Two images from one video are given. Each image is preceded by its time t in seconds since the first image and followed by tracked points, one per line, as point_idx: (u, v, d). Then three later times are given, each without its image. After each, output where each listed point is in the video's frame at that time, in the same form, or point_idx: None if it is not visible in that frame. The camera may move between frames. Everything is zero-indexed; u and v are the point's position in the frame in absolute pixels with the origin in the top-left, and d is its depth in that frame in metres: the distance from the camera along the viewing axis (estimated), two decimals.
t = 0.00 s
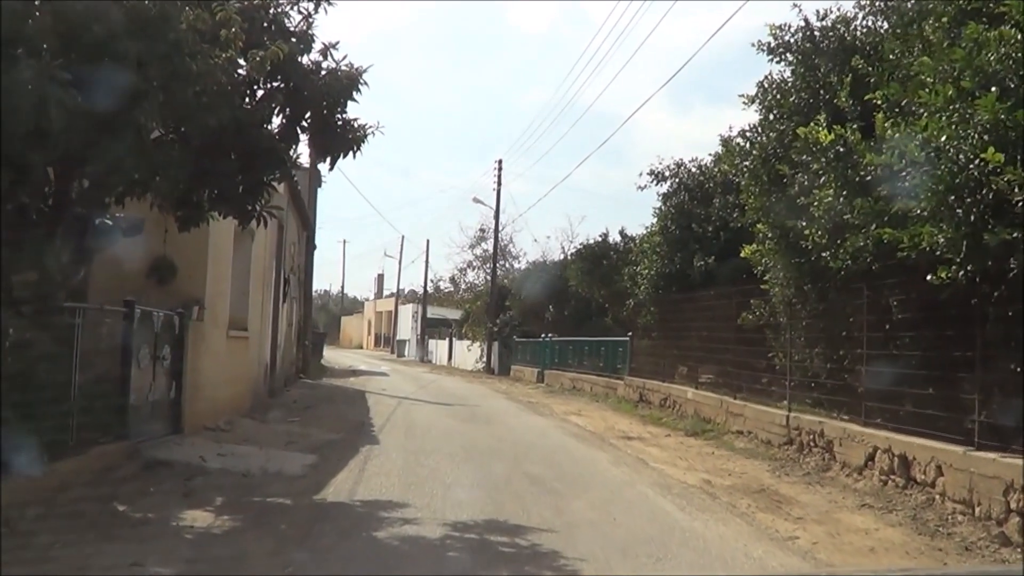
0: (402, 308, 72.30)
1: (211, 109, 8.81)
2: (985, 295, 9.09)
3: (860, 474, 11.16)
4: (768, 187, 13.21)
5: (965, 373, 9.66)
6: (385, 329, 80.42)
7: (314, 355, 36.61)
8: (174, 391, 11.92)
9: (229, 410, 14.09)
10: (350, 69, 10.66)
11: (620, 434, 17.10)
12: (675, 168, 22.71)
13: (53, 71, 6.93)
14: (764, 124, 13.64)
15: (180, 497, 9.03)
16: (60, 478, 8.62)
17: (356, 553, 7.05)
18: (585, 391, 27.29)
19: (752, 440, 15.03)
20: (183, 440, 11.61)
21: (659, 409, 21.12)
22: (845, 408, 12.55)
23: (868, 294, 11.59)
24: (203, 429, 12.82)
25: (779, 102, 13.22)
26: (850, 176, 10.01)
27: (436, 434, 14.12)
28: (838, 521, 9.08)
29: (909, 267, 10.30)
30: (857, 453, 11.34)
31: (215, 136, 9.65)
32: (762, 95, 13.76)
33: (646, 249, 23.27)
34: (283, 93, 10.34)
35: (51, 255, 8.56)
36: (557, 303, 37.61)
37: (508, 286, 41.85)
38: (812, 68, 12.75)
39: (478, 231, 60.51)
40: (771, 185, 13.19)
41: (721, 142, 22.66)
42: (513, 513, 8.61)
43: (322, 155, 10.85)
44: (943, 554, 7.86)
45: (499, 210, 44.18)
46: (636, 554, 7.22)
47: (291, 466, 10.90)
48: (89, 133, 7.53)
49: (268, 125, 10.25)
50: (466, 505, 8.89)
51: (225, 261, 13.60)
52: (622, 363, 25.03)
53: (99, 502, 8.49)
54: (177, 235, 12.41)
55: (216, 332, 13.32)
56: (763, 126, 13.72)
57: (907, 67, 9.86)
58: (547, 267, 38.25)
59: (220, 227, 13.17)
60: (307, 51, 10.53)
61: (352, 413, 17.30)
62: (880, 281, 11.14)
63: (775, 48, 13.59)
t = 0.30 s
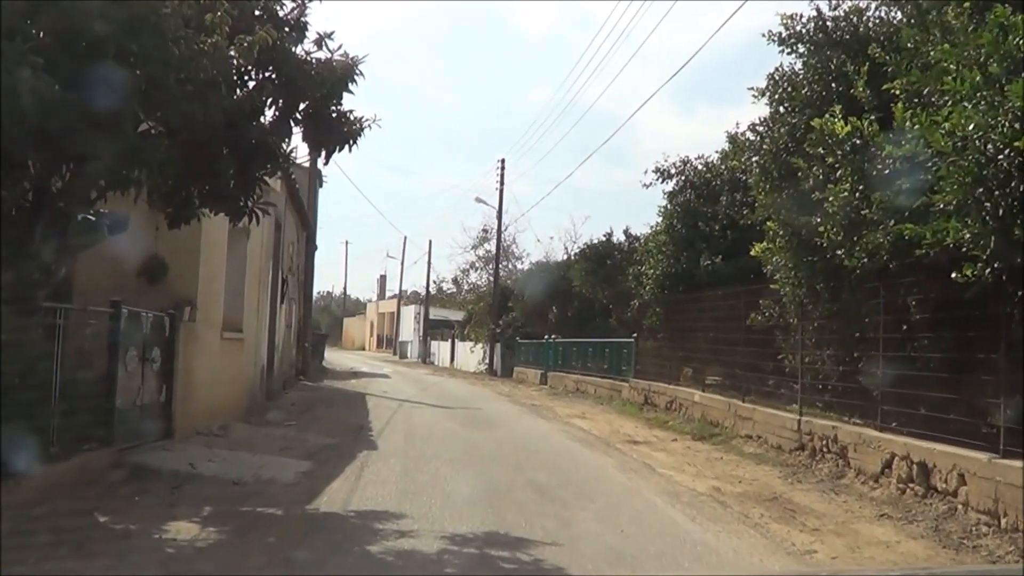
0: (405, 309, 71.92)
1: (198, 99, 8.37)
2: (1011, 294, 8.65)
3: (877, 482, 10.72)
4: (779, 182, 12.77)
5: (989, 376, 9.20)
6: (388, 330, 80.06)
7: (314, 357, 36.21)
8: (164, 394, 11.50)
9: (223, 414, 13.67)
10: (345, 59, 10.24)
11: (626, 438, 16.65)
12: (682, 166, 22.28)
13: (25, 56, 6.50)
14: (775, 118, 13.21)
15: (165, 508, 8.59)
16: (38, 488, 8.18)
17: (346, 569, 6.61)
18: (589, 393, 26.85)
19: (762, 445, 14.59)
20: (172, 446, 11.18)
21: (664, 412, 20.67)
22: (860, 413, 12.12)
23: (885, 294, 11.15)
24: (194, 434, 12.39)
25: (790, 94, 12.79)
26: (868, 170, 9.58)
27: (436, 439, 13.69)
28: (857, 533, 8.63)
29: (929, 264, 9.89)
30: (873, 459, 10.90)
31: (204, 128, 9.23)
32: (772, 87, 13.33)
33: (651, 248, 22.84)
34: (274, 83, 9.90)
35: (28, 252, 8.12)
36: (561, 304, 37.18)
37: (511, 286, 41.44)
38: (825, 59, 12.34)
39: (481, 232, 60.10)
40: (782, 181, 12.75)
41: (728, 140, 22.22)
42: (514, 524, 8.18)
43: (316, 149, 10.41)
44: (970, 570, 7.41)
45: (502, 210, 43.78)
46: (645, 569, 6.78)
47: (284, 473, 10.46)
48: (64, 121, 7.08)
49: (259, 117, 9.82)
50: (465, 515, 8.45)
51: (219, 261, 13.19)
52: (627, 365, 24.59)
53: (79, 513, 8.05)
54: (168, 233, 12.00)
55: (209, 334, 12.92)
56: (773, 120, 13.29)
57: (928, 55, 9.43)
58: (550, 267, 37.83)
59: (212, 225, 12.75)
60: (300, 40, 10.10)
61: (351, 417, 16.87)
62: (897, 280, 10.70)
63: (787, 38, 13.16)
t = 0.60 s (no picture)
0: (407, 310, 71.59)
1: (185, 89, 7.99)
2: None
3: (894, 489, 10.36)
4: (790, 178, 12.39)
5: (1013, 379, 8.81)
6: (390, 332, 79.73)
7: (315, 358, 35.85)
8: (155, 398, 11.13)
9: (218, 418, 13.30)
10: (341, 50, 9.85)
11: (631, 442, 16.26)
12: (687, 164, 21.91)
13: None
14: (785, 112, 12.82)
15: (151, 517, 8.20)
16: (18, 497, 7.79)
17: None
18: (593, 395, 26.44)
19: (772, 450, 14.18)
20: (163, 452, 10.79)
21: (670, 414, 20.28)
22: (875, 417, 11.73)
23: (902, 293, 10.77)
24: (187, 439, 12.00)
25: (802, 88, 12.41)
26: (888, 163, 9.20)
27: (437, 444, 13.30)
28: (876, 544, 8.25)
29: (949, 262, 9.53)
30: (890, 465, 10.54)
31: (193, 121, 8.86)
32: (783, 80, 12.95)
33: (657, 248, 22.50)
34: (267, 75, 9.53)
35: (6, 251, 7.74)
36: (564, 305, 36.77)
37: (514, 287, 41.07)
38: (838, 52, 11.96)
39: (484, 232, 59.71)
40: (793, 177, 12.37)
41: (735, 137, 21.82)
42: (517, 535, 7.79)
43: (312, 144, 10.03)
44: None
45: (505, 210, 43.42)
46: None
47: (278, 479, 10.08)
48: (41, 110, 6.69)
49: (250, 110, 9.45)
50: (465, 525, 8.07)
51: (213, 261, 12.80)
52: (632, 367, 24.19)
53: (60, 522, 7.67)
54: (160, 233, 11.63)
55: (203, 336, 12.54)
56: (782, 114, 12.90)
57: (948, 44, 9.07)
58: (553, 268, 37.45)
59: (206, 224, 12.37)
60: (294, 30, 9.72)
61: (350, 420, 16.48)
62: (917, 279, 10.32)
63: (798, 30, 12.77)
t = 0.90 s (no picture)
0: (410, 311, 71.16)
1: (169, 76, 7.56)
2: None
3: (915, 497, 9.91)
4: (804, 173, 11.94)
5: None
6: (393, 333, 79.29)
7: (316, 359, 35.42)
8: (144, 401, 10.68)
9: (212, 421, 12.87)
10: (336, 37, 9.42)
11: (638, 447, 15.80)
12: (694, 162, 21.45)
13: None
14: (798, 104, 12.38)
15: (134, 529, 7.77)
16: None
17: None
18: (598, 397, 25.98)
19: (785, 455, 13.73)
20: (152, 458, 10.36)
21: (677, 417, 19.83)
22: (892, 421, 11.29)
23: (922, 293, 10.31)
24: (178, 444, 11.56)
25: (816, 79, 11.96)
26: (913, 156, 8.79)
27: (437, 448, 12.86)
28: (901, 557, 7.79)
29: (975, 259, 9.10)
30: (912, 472, 10.09)
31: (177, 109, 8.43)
32: (795, 72, 12.50)
33: (663, 247, 22.06)
34: (258, 63, 9.08)
35: None
36: (569, 306, 36.32)
37: (518, 288, 40.62)
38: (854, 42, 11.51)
39: (488, 232, 59.29)
40: (807, 172, 11.93)
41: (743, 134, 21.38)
42: (521, 549, 7.33)
43: (306, 137, 9.58)
44: None
45: (508, 210, 42.99)
46: None
47: (271, 487, 9.64)
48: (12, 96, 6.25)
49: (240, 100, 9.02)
50: (465, 538, 7.62)
51: (206, 259, 12.36)
52: (637, 368, 23.72)
53: (36, 535, 7.24)
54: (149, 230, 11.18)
55: (196, 336, 12.10)
56: (795, 106, 12.46)
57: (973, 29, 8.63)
58: (558, 268, 36.99)
59: (199, 220, 11.92)
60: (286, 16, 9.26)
61: (349, 423, 16.05)
62: (939, 277, 9.87)
63: (811, 20, 12.32)
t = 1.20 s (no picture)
0: (414, 312, 70.76)
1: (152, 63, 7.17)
2: None
3: (937, 504, 9.51)
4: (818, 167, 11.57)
5: None
6: (397, 334, 78.90)
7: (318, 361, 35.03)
8: (134, 405, 10.28)
9: (208, 425, 12.48)
10: (330, 25, 9.04)
11: (645, 450, 15.39)
12: (701, 158, 21.06)
13: None
14: (811, 95, 12.00)
15: (117, 541, 7.39)
16: None
17: None
18: (604, 399, 25.57)
19: (798, 459, 13.33)
20: (142, 464, 9.98)
21: (685, 419, 19.41)
22: (912, 424, 10.88)
23: (944, 291, 9.91)
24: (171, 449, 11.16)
25: (831, 70, 11.59)
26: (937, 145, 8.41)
27: (439, 453, 12.47)
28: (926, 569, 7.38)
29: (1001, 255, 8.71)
30: (933, 477, 9.69)
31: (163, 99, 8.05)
32: (809, 62, 12.14)
33: (670, 245, 21.67)
34: (250, 53, 8.69)
35: None
36: (573, 306, 35.92)
37: (522, 288, 40.21)
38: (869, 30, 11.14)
39: (491, 232, 58.92)
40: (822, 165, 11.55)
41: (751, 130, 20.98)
42: (523, 562, 6.93)
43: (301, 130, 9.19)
44: None
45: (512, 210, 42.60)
46: None
47: (265, 495, 9.26)
48: None
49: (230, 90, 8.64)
50: (465, 549, 7.23)
51: (201, 258, 11.97)
52: (644, 369, 23.31)
53: (13, 547, 6.86)
54: (139, 228, 10.78)
55: (191, 338, 11.71)
56: (807, 98, 12.09)
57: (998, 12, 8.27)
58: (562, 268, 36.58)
59: (192, 217, 11.53)
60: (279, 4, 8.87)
61: (349, 427, 15.66)
62: (962, 274, 9.47)
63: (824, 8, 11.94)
